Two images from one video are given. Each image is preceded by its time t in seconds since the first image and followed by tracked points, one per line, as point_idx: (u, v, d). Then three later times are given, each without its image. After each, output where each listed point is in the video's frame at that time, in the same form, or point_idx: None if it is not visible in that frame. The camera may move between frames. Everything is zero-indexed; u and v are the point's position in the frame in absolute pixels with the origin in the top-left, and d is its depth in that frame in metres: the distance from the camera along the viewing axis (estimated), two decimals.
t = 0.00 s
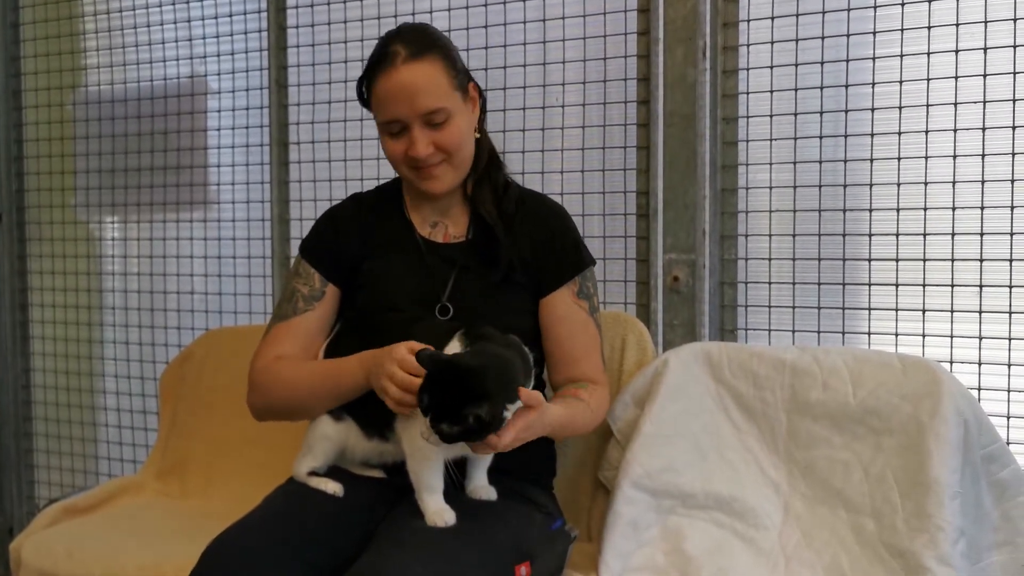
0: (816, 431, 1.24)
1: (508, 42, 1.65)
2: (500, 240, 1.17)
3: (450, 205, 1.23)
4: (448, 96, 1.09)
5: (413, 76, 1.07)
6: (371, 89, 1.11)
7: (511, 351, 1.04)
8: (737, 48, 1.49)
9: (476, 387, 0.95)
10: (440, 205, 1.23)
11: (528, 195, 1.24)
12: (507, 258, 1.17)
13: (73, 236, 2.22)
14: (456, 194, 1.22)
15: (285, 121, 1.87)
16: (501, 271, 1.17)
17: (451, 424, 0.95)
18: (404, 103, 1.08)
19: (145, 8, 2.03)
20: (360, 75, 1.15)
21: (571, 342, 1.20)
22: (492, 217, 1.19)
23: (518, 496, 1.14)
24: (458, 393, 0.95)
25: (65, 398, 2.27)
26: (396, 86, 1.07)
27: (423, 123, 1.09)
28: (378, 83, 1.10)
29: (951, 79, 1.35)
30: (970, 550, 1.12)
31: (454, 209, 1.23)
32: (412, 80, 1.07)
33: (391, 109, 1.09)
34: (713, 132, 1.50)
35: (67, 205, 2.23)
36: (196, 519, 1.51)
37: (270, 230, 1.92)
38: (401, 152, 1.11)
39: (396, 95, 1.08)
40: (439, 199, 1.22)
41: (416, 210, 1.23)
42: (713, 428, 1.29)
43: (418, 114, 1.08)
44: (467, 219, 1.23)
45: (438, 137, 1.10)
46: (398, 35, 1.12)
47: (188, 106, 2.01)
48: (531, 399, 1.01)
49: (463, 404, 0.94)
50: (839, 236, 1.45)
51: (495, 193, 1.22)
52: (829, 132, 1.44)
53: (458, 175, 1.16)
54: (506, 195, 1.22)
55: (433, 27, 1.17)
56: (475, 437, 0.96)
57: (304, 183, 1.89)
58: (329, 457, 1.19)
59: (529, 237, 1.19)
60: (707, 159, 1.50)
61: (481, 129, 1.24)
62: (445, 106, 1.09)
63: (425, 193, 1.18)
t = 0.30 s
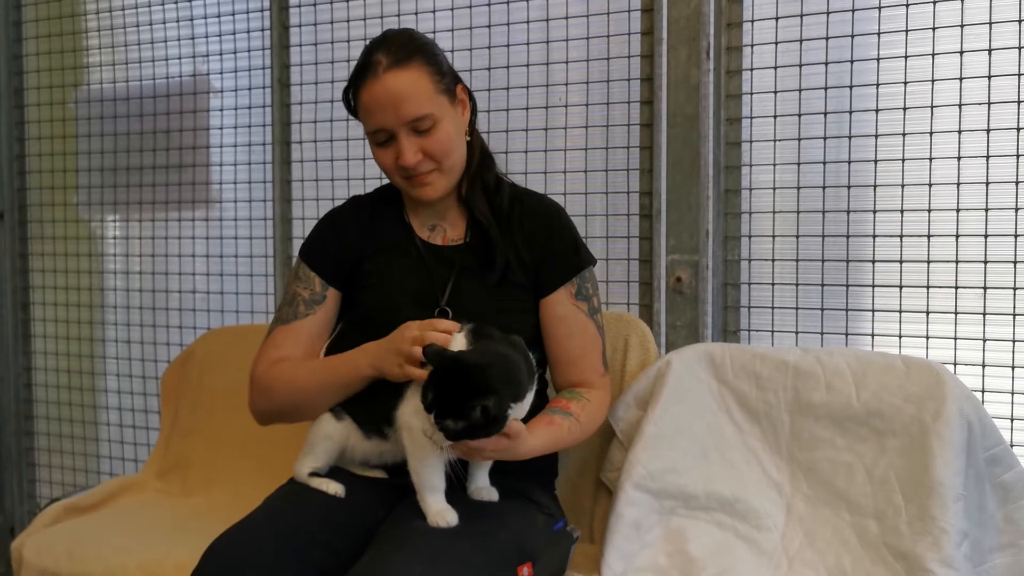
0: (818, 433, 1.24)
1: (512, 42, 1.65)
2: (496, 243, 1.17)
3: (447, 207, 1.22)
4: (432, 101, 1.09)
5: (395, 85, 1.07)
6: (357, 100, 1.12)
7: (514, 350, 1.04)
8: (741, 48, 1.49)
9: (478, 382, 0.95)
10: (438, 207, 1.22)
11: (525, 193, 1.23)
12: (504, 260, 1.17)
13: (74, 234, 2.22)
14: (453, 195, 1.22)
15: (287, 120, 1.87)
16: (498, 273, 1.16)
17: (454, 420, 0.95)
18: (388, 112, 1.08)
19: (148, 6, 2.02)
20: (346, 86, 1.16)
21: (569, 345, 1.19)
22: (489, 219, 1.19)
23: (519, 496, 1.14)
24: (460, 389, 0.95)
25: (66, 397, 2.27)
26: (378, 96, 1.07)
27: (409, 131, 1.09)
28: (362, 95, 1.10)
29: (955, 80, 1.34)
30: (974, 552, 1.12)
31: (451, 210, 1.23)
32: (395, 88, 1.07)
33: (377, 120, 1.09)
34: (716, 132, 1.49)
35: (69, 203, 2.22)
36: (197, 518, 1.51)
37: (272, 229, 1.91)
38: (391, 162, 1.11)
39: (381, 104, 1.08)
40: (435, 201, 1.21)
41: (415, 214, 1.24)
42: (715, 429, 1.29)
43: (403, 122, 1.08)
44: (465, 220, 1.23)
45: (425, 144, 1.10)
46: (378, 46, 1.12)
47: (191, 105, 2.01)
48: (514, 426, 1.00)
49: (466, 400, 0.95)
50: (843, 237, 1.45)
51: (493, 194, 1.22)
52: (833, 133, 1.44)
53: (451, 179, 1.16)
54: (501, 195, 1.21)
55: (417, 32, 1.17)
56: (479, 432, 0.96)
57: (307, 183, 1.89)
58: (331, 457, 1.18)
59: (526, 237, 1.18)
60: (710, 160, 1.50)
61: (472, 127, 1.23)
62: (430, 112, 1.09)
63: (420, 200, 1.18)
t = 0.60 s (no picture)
0: (820, 431, 1.24)
1: (514, 40, 1.65)
2: (497, 243, 1.17)
3: (448, 208, 1.22)
4: (435, 102, 1.09)
5: (398, 86, 1.07)
6: (360, 100, 1.12)
7: (512, 346, 1.04)
8: (743, 47, 1.48)
9: (477, 377, 0.95)
10: (438, 207, 1.22)
11: (524, 193, 1.23)
12: (505, 261, 1.17)
13: (75, 232, 2.23)
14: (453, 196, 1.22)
15: (289, 118, 1.87)
16: (498, 274, 1.16)
17: (454, 416, 0.95)
18: (390, 113, 1.07)
19: (149, 4, 2.02)
20: (349, 85, 1.16)
21: (569, 346, 1.19)
22: (489, 219, 1.18)
23: (520, 494, 1.14)
24: (458, 385, 0.95)
25: (66, 394, 2.27)
26: (381, 97, 1.07)
27: (411, 132, 1.09)
28: (364, 95, 1.10)
29: (957, 79, 1.34)
30: (976, 551, 1.12)
31: (452, 211, 1.23)
32: (397, 89, 1.07)
33: (379, 121, 1.09)
34: (718, 132, 1.49)
35: (69, 201, 2.22)
36: (198, 516, 1.51)
37: (274, 227, 1.91)
38: (393, 163, 1.11)
39: (383, 105, 1.07)
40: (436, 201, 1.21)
41: (416, 215, 1.23)
42: (716, 428, 1.29)
43: (405, 123, 1.08)
44: (465, 220, 1.22)
45: (427, 145, 1.10)
46: (380, 46, 1.12)
47: (192, 103, 2.01)
48: (512, 424, 1.00)
49: (465, 396, 0.95)
50: (844, 236, 1.45)
51: (493, 194, 1.21)
52: (834, 132, 1.44)
53: (453, 180, 1.16)
54: (501, 195, 1.21)
55: (419, 32, 1.16)
56: (480, 427, 0.96)
57: (308, 181, 1.89)
58: (332, 455, 1.18)
59: (526, 237, 1.18)
60: (712, 159, 1.49)
61: (473, 127, 1.23)
62: (432, 113, 1.09)
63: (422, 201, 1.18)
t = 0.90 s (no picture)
0: (820, 430, 1.23)
1: (515, 38, 1.65)
2: (498, 242, 1.17)
3: (449, 206, 1.23)
4: (438, 100, 1.09)
5: (401, 84, 1.06)
6: (362, 97, 1.11)
7: (505, 337, 1.06)
8: (745, 46, 1.48)
9: (481, 373, 0.97)
10: (439, 205, 1.22)
11: (526, 190, 1.23)
12: (506, 260, 1.17)
13: (76, 229, 2.23)
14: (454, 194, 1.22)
15: (290, 116, 1.86)
16: (499, 272, 1.16)
17: (460, 411, 0.97)
18: (394, 111, 1.07)
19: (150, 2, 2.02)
20: (351, 81, 1.15)
21: (580, 339, 1.18)
22: (490, 218, 1.19)
23: (519, 492, 1.13)
24: (458, 380, 0.97)
25: (67, 391, 2.27)
26: (384, 95, 1.07)
27: (415, 129, 1.09)
28: (367, 92, 1.09)
29: (959, 78, 1.34)
30: (975, 550, 1.12)
31: (453, 209, 1.23)
32: (401, 86, 1.06)
33: (383, 118, 1.09)
34: (720, 130, 1.49)
35: (70, 198, 2.22)
36: (198, 513, 1.51)
37: (274, 224, 1.91)
38: (396, 161, 1.11)
39: (387, 103, 1.07)
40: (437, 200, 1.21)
41: (417, 213, 1.23)
42: (717, 426, 1.29)
43: (409, 121, 1.08)
44: (467, 218, 1.22)
45: (431, 143, 1.10)
46: (382, 43, 1.12)
47: (193, 100, 2.00)
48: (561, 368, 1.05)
49: (466, 390, 0.97)
50: (845, 235, 1.45)
51: (494, 192, 1.22)
52: (835, 131, 1.44)
53: (455, 177, 1.16)
54: (502, 193, 1.21)
55: (421, 28, 1.16)
56: (485, 418, 0.99)
57: (309, 178, 1.89)
58: (331, 452, 1.18)
59: (527, 236, 1.18)
60: (713, 157, 1.49)
61: (474, 125, 1.23)
62: (436, 111, 1.09)
63: (424, 198, 1.18)
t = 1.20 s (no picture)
0: (820, 429, 1.23)
1: (516, 36, 1.65)
2: (500, 237, 1.17)
3: (452, 202, 1.22)
4: (443, 94, 1.09)
5: (406, 78, 1.06)
6: (366, 92, 1.11)
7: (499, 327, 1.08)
8: (746, 44, 1.48)
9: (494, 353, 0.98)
10: (442, 201, 1.22)
11: (528, 186, 1.23)
12: (507, 256, 1.17)
13: (77, 227, 2.23)
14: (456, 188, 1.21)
15: (291, 114, 1.86)
16: (500, 268, 1.16)
17: (479, 395, 0.97)
18: (399, 105, 1.07)
19: None
20: (355, 77, 1.15)
21: (582, 326, 1.18)
22: (493, 214, 1.19)
23: (519, 489, 1.13)
24: (468, 363, 0.97)
25: (68, 388, 2.27)
26: (390, 89, 1.07)
27: (420, 124, 1.09)
28: (372, 87, 1.09)
29: (960, 77, 1.34)
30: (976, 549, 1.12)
31: (456, 204, 1.23)
32: (406, 81, 1.06)
33: (388, 113, 1.09)
34: (721, 128, 1.49)
35: (72, 196, 2.23)
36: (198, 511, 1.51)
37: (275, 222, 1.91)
38: (402, 155, 1.11)
39: (392, 97, 1.07)
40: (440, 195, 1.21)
41: (421, 209, 1.23)
42: (717, 424, 1.29)
43: (414, 115, 1.08)
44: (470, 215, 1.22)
45: (436, 137, 1.10)
46: (386, 38, 1.11)
47: (194, 97, 2.00)
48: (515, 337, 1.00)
49: (478, 372, 0.97)
50: (846, 234, 1.45)
51: (496, 187, 1.21)
52: (836, 129, 1.44)
53: (459, 172, 1.16)
54: (505, 189, 1.21)
55: (423, 24, 1.16)
56: (503, 401, 1.00)
57: (310, 176, 1.89)
58: (331, 449, 1.20)
59: (529, 232, 1.18)
60: (714, 156, 1.49)
61: (478, 120, 1.23)
62: (441, 105, 1.08)
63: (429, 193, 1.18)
